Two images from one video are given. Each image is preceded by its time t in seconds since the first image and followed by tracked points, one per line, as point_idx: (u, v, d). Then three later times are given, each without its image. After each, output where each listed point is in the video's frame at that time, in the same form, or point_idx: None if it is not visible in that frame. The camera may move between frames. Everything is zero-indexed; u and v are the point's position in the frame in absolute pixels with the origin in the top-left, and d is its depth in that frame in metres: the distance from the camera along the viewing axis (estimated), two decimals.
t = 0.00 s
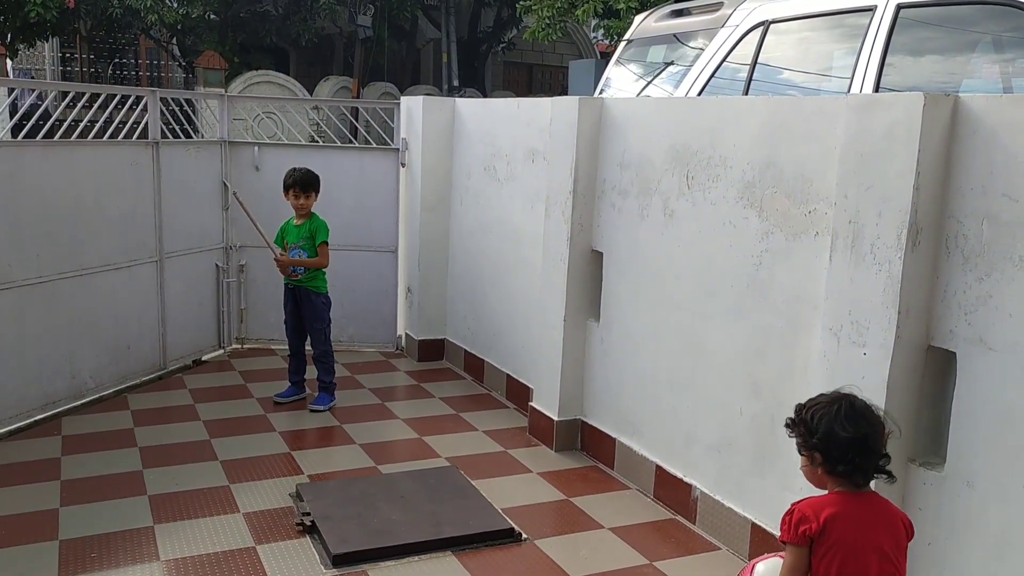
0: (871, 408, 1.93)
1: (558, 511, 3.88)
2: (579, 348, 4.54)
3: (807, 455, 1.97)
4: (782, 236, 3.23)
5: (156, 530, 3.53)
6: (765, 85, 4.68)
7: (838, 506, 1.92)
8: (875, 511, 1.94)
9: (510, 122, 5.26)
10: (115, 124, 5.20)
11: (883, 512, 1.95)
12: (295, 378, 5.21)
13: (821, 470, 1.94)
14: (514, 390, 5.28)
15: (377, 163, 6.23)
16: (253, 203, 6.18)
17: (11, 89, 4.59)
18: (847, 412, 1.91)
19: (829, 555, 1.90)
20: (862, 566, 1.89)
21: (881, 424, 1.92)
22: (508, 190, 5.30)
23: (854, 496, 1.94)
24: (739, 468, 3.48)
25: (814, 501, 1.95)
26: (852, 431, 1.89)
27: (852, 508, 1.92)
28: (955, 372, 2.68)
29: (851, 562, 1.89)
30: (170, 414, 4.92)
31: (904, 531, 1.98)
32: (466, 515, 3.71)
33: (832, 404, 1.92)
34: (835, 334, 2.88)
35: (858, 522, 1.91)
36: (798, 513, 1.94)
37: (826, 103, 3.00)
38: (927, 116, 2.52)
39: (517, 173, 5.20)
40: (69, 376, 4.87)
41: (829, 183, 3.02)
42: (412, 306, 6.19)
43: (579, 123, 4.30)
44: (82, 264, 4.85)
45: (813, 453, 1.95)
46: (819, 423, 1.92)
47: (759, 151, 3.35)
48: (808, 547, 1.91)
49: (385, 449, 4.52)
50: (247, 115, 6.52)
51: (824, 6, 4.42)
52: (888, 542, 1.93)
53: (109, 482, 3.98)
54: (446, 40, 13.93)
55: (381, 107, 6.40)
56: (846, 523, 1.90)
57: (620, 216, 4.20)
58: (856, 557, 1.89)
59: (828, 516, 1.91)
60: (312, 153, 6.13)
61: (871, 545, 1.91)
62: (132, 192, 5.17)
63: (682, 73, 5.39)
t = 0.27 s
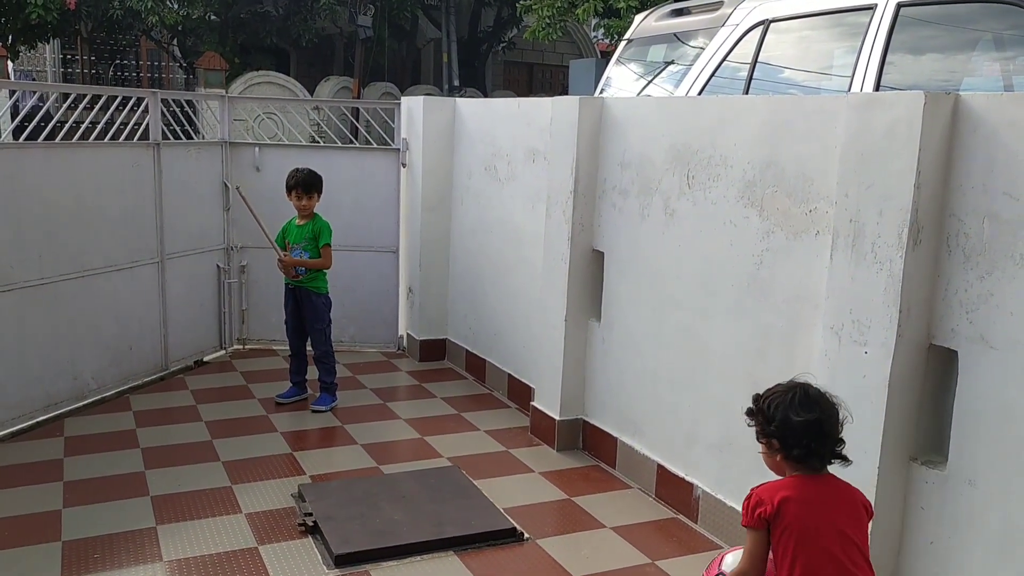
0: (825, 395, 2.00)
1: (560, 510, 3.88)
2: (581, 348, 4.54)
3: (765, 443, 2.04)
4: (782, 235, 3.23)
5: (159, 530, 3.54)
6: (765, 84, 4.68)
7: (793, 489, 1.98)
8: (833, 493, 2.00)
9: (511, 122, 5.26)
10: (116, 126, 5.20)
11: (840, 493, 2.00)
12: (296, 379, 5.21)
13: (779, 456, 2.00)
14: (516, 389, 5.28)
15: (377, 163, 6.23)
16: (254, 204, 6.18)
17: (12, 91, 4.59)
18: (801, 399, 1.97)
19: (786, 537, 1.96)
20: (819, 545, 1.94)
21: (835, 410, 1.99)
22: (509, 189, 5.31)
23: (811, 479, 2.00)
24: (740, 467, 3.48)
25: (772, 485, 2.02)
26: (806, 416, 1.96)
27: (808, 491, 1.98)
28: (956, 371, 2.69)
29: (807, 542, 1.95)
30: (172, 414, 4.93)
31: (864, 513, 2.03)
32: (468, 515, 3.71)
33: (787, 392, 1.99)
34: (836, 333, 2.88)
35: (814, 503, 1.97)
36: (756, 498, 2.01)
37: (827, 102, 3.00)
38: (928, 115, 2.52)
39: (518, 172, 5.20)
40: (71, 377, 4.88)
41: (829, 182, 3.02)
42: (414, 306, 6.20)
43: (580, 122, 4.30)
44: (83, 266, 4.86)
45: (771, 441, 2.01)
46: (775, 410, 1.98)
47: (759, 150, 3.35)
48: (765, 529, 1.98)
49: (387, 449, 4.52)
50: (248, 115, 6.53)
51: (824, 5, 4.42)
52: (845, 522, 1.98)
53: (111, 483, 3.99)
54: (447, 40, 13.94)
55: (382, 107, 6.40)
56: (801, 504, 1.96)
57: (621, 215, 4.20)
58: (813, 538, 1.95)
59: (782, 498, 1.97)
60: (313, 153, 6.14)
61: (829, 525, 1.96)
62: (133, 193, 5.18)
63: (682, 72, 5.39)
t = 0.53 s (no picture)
0: (819, 413, 2.00)
1: (571, 508, 3.89)
2: (588, 346, 4.55)
3: (761, 460, 2.04)
4: (790, 231, 3.23)
5: (171, 532, 3.56)
6: (770, 80, 4.68)
7: (792, 497, 2.00)
8: (831, 499, 2.02)
9: (516, 122, 5.27)
10: (123, 130, 5.22)
11: (837, 499, 2.02)
12: (305, 380, 5.23)
13: (775, 473, 2.01)
14: (524, 388, 5.29)
15: (383, 164, 6.25)
16: (261, 206, 6.20)
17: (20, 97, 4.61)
18: (796, 418, 1.98)
19: (788, 542, 1.97)
20: (821, 548, 1.95)
21: (829, 428, 2.00)
22: (515, 189, 5.31)
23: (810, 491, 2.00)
24: (750, 463, 3.49)
25: (771, 497, 2.03)
26: (803, 436, 1.96)
27: (806, 497, 1.99)
28: (967, 365, 2.69)
29: (809, 546, 1.96)
30: (182, 417, 4.95)
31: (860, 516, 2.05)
32: (479, 514, 3.72)
33: (781, 411, 2.00)
34: (845, 328, 2.88)
35: (813, 507, 1.99)
36: (755, 509, 2.02)
37: (832, 97, 3.00)
38: (934, 109, 2.52)
39: (523, 171, 5.21)
40: (82, 381, 4.90)
41: (836, 177, 3.02)
42: (421, 306, 6.21)
43: (585, 121, 4.31)
44: (91, 270, 4.88)
45: (767, 459, 2.01)
46: (770, 429, 1.99)
47: (765, 146, 3.35)
48: (767, 538, 1.99)
49: (396, 449, 4.53)
50: (253, 118, 6.54)
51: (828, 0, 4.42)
52: (845, 525, 1.99)
53: (123, 486, 4.00)
54: (450, 40, 13.96)
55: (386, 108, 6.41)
56: (801, 509, 1.98)
57: (627, 213, 4.21)
58: (815, 541, 1.96)
59: (781, 505, 1.98)
60: (319, 155, 6.15)
61: (829, 528, 1.97)
62: (141, 197, 5.20)
63: (687, 69, 5.40)
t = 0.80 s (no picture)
0: (815, 387, 2.02)
1: (583, 503, 3.88)
2: (599, 340, 4.53)
3: (760, 434, 2.08)
4: (801, 223, 3.20)
5: (185, 531, 3.57)
6: (779, 70, 4.63)
7: (795, 471, 2.04)
8: (832, 474, 2.07)
9: (524, 116, 5.25)
10: (132, 131, 5.24)
11: (838, 474, 2.06)
12: (316, 377, 5.24)
13: (774, 449, 2.05)
14: (535, 383, 5.28)
15: (392, 160, 6.24)
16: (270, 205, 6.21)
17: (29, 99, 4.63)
18: (792, 395, 2.00)
19: (790, 518, 2.03)
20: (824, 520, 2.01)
21: (825, 400, 2.02)
22: (524, 183, 5.30)
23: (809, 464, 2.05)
24: (763, 456, 3.47)
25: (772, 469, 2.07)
26: (800, 415, 1.99)
27: (809, 474, 2.03)
28: (980, 355, 2.66)
29: (812, 523, 2.01)
30: (195, 415, 4.97)
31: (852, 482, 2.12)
32: (491, 510, 3.72)
33: (778, 389, 2.01)
34: (857, 319, 2.85)
35: (817, 484, 2.03)
36: (758, 481, 2.06)
37: (843, 86, 2.97)
38: (945, 96, 2.49)
39: (532, 166, 5.19)
40: (95, 381, 4.93)
41: (847, 167, 2.99)
42: (431, 302, 6.21)
43: (593, 114, 4.29)
44: (102, 271, 4.89)
45: (765, 435, 2.05)
46: (768, 409, 2.01)
47: (775, 137, 3.32)
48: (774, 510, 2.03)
49: (408, 446, 4.54)
50: (262, 116, 6.55)
51: None
52: (846, 502, 2.05)
53: (137, 485, 4.02)
54: (458, 35, 13.93)
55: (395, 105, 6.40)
56: (806, 488, 2.02)
57: (636, 206, 4.19)
58: (818, 520, 2.01)
59: (787, 481, 2.02)
60: (327, 153, 6.15)
61: (832, 507, 2.02)
62: (150, 197, 5.21)
63: (696, 61, 5.38)
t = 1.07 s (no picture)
0: (800, 344, 1.97)
1: (590, 496, 3.87)
2: (604, 332, 4.52)
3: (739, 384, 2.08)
4: (805, 210, 3.18)
5: (192, 529, 3.57)
6: (781, 57, 4.60)
7: (781, 433, 1.99)
8: (818, 437, 2.02)
9: (524, 108, 5.23)
10: (132, 129, 5.22)
11: (826, 439, 2.03)
12: (320, 373, 5.23)
13: (757, 408, 2.04)
14: (540, 375, 5.27)
15: (393, 155, 6.22)
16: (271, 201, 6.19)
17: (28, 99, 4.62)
18: (775, 357, 1.96)
19: (766, 475, 2.01)
20: (802, 484, 1.98)
21: (810, 358, 1.98)
22: (525, 176, 5.28)
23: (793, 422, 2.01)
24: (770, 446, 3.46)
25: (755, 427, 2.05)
26: (773, 385, 1.96)
27: (791, 434, 1.99)
28: (988, 342, 2.64)
29: (788, 484, 1.99)
30: (201, 413, 4.97)
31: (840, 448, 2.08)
32: (497, 504, 3.71)
33: (761, 351, 1.98)
34: (863, 307, 2.84)
35: (799, 445, 1.99)
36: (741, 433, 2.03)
37: (845, 73, 2.94)
38: (949, 81, 2.47)
39: (533, 158, 5.17)
40: (100, 380, 4.93)
41: (851, 154, 2.96)
42: (435, 296, 6.20)
43: (594, 105, 4.27)
44: (105, 270, 4.89)
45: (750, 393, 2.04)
46: (749, 370, 1.99)
47: (778, 125, 3.29)
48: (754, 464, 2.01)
49: (414, 441, 4.53)
50: (262, 112, 6.53)
51: None
52: (826, 466, 2.01)
53: (144, 484, 4.03)
54: (457, 27, 13.88)
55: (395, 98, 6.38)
56: (788, 448, 1.98)
57: (639, 197, 4.16)
58: (794, 482, 1.98)
59: (772, 441, 1.98)
60: (328, 148, 6.13)
61: (811, 471, 1.99)
62: (152, 196, 5.20)
63: (696, 49, 5.33)
